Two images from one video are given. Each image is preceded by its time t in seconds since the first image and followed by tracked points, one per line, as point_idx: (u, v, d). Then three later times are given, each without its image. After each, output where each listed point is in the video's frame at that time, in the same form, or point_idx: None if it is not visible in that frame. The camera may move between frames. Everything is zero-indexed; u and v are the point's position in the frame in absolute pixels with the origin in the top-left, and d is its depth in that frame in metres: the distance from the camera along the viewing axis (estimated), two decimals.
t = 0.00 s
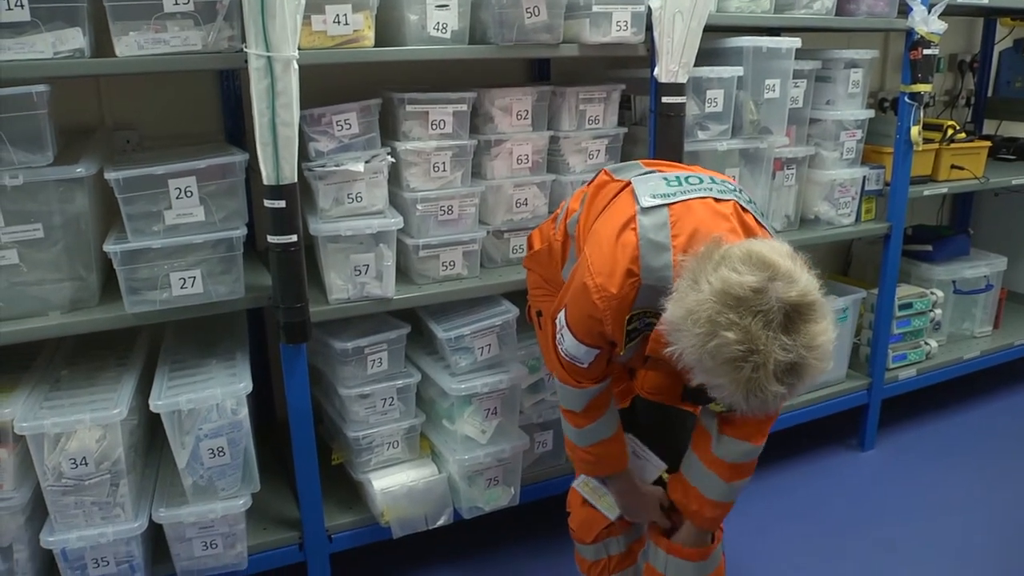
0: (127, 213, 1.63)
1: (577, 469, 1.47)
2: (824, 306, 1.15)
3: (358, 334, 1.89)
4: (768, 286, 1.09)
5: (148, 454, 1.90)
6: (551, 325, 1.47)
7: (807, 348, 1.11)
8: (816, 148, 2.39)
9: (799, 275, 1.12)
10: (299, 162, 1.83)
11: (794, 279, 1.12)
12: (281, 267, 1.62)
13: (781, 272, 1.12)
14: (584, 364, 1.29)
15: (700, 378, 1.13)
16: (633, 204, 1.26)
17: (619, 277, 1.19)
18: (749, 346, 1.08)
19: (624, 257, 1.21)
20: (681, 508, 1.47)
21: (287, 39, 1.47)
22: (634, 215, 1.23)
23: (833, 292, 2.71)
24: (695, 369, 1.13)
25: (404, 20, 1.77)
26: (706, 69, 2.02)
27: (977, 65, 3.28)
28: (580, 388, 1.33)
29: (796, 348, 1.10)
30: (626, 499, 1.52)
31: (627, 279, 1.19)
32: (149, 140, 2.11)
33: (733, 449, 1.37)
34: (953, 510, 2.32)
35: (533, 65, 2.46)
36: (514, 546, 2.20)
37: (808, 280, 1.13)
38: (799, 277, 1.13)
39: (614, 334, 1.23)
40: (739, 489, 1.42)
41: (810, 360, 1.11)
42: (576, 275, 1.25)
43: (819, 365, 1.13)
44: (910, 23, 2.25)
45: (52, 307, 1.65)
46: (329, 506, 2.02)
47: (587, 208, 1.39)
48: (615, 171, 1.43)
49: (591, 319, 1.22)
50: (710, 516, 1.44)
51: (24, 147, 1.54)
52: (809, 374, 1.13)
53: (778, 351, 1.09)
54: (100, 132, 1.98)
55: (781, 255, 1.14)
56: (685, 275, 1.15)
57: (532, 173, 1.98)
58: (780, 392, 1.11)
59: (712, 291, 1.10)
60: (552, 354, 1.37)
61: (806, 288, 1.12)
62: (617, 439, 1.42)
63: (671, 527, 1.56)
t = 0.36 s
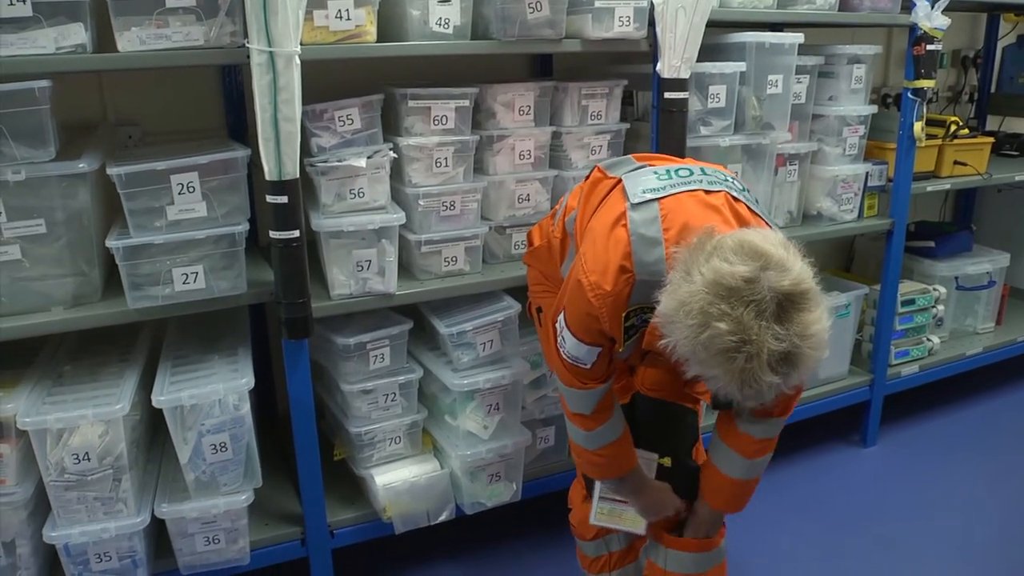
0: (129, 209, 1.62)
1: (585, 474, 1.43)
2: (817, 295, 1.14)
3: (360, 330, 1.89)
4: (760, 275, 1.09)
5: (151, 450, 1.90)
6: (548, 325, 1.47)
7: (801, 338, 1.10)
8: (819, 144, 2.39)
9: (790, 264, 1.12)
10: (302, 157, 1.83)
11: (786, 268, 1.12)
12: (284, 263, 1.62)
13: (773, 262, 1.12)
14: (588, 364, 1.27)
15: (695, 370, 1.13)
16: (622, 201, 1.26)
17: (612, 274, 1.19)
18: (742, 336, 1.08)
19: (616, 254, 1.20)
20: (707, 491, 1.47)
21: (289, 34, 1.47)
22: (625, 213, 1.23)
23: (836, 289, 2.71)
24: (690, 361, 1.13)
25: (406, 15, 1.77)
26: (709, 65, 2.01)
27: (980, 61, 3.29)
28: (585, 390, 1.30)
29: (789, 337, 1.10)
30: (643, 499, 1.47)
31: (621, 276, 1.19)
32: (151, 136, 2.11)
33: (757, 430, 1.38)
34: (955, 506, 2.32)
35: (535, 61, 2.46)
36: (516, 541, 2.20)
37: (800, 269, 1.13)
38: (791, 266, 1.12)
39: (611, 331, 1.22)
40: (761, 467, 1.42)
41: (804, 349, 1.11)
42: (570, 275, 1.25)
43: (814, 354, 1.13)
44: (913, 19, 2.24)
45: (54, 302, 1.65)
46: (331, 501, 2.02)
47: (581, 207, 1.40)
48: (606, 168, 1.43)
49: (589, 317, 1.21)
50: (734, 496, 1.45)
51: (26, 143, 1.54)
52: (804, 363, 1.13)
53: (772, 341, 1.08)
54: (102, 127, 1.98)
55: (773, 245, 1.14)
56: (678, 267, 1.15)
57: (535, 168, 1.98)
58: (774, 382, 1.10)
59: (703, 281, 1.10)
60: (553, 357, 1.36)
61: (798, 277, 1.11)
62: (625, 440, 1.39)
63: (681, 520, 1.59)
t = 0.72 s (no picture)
0: (130, 206, 1.62)
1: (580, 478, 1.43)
2: (820, 281, 1.15)
3: (362, 326, 1.89)
4: (762, 261, 1.10)
5: (152, 447, 1.90)
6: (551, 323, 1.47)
7: (806, 323, 1.10)
8: (821, 141, 2.38)
9: (792, 250, 1.13)
10: (303, 154, 1.83)
11: (788, 254, 1.12)
12: (286, 261, 1.61)
13: (774, 248, 1.12)
14: (587, 363, 1.27)
15: (701, 361, 1.13)
16: (622, 197, 1.25)
17: (614, 270, 1.18)
18: (747, 323, 1.07)
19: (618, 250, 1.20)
20: (729, 452, 1.53)
21: (290, 31, 1.46)
22: (625, 208, 1.23)
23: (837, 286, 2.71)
24: (696, 352, 1.12)
25: (408, 12, 1.76)
26: (711, 62, 2.01)
27: (982, 58, 3.29)
28: (585, 390, 1.31)
29: (794, 322, 1.09)
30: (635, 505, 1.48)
31: (623, 271, 1.18)
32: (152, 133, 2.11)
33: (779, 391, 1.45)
34: (957, 504, 2.32)
35: (537, 58, 2.46)
36: (518, 538, 2.21)
37: (802, 255, 1.13)
38: (793, 252, 1.13)
39: (613, 326, 1.22)
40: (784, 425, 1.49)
41: (810, 333, 1.11)
42: (572, 272, 1.25)
43: (820, 340, 1.13)
44: (916, 15, 2.24)
45: (56, 299, 1.65)
46: (332, 498, 2.02)
47: (581, 202, 1.39)
48: (605, 162, 1.42)
49: (592, 313, 1.20)
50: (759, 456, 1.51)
51: (27, 139, 1.54)
52: (811, 349, 1.12)
53: (777, 326, 1.08)
54: (104, 124, 1.98)
55: (773, 233, 1.15)
56: (680, 259, 1.15)
57: (536, 166, 1.98)
58: (782, 368, 1.10)
59: (706, 270, 1.10)
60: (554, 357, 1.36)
61: (801, 262, 1.12)
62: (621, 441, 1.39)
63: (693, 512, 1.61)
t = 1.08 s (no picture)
0: (132, 205, 1.62)
1: (585, 491, 1.41)
2: (831, 296, 1.15)
3: (363, 326, 1.89)
4: (774, 278, 1.10)
5: (153, 446, 1.90)
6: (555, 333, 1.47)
7: (817, 339, 1.11)
8: (822, 141, 2.39)
9: (802, 266, 1.13)
10: (304, 154, 1.83)
11: (800, 270, 1.12)
12: (286, 260, 1.61)
13: (786, 264, 1.12)
14: (598, 377, 1.26)
15: (713, 376, 1.13)
16: (628, 210, 1.25)
17: (625, 287, 1.18)
18: (760, 340, 1.08)
19: (627, 266, 1.19)
20: (734, 476, 1.52)
21: (292, 30, 1.46)
22: (632, 222, 1.23)
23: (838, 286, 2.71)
24: (708, 367, 1.12)
25: (408, 11, 1.76)
26: (712, 62, 2.01)
27: (983, 58, 3.29)
28: (597, 405, 1.29)
29: (806, 338, 1.10)
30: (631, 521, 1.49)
31: (633, 287, 1.18)
32: (154, 132, 2.11)
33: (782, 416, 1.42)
34: (958, 503, 2.32)
35: (538, 57, 2.46)
36: (519, 538, 2.21)
37: (812, 271, 1.14)
38: (804, 268, 1.13)
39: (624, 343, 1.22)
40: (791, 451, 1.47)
41: (820, 349, 1.11)
42: (580, 287, 1.24)
43: (830, 354, 1.13)
44: (917, 15, 2.24)
45: (57, 298, 1.65)
46: (333, 498, 2.02)
47: (584, 211, 1.39)
48: (606, 171, 1.42)
49: (605, 330, 1.20)
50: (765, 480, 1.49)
51: (29, 139, 1.54)
52: (821, 364, 1.13)
53: (789, 343, 1.08)
54: (105, 123, 1.98)
55: (784, 248, 1.15)
56: (691, 273, 1.15)
57: (537, 165, 1.98)
58: (794, 384, 1.10)
59: (718, 287, 1.09)
60: (562, 371, 1.35)
61: (811, 278, 1.12)
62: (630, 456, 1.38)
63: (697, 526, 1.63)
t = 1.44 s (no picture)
0: (132, 205, 1.62)
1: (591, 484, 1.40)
2: (843, 297, 1.15)
3: (364, 325, 1.89)
4: (789, 280, 1.09)
5: (153, 446, 1.90)
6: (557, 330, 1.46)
7: (830, 341, 1.11)
8: (823, 140, 2.39)
9: (816, 266, 1.12)
10: (305, 153, 1.83)
11: (814, 272, 1.12)
12: (287, 260, 1.61)
13: (801, 266, 1.11)
14: (602, 371, 1.25)
15: (724, 374, 1.14)
16: (631, 202, 1.25)
17: (631, 277, 1.18)
18: (774, 342, 1.08)
19: (632, 256, 1.19)
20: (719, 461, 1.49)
21: (292, 29, 1.46)
22: (636, 213, 1.23)
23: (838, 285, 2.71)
24: (719, 365, 1.13)
25: (409, 11, 1.76)
26: (712, 61, 2.01)
27: (984, 57, 3.29)
28: (600, 398, 1.28)
29: (820, 340, 1.10)
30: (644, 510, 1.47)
31: (639, 277, 1.18)
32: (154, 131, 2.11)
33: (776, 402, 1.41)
34: (959, 503, 2.32)
35: (538, 56, 2.46)
36: (519, 537, 2.21)
37: (825, 271, 1.13)
38: (818, 270, 1.12)
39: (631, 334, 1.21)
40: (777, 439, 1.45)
41: (832, 351, 1.12)
42: (584, 279, 1.23)
43: (841, 355, 1.14)
44: (917, 14, 2.24)
45: (57, 298, 1.65)
46: (334, 497, 2.02)
47: (585, 205, 1.39)
48: (606, 165, 1.43)
49: (610, 322, 1.19)
50: (749, 469, 1.47)
51: (29, 138, 1.54)
52: (831, 365, 1.14)
53: (802, 346, 1.09)
54: (106, 123, 1.98)
55: (799, 248, 1.14)
56: (703, 271, 1.14)
57: (538, 164, 1.98)
58: (804, 385, 1.11)
59: (732, 287, 1.09)
60: (563, 365, 1.34)
61: (825, 280, 1.12)
62: (635, 449, 1.37)
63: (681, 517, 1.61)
